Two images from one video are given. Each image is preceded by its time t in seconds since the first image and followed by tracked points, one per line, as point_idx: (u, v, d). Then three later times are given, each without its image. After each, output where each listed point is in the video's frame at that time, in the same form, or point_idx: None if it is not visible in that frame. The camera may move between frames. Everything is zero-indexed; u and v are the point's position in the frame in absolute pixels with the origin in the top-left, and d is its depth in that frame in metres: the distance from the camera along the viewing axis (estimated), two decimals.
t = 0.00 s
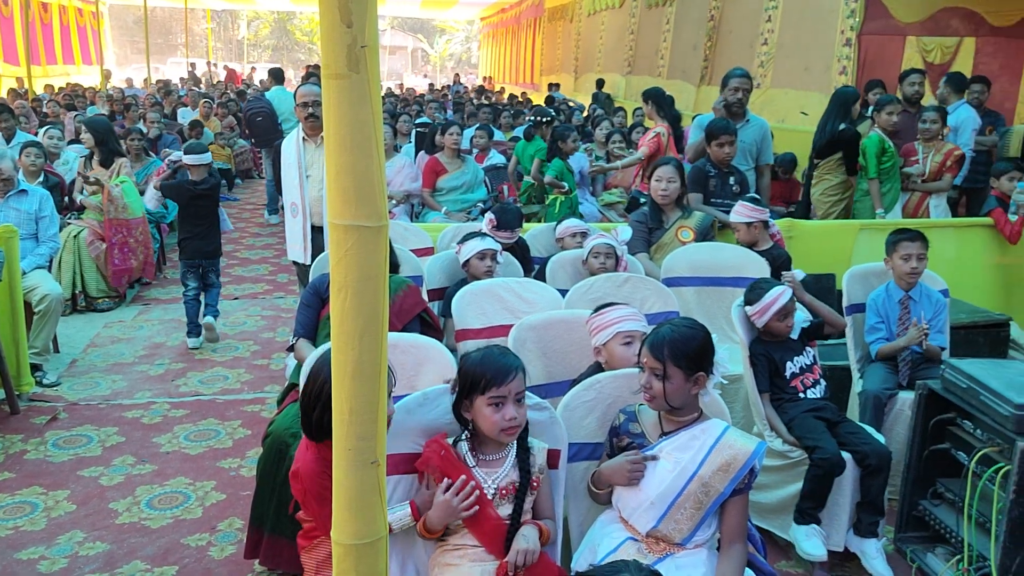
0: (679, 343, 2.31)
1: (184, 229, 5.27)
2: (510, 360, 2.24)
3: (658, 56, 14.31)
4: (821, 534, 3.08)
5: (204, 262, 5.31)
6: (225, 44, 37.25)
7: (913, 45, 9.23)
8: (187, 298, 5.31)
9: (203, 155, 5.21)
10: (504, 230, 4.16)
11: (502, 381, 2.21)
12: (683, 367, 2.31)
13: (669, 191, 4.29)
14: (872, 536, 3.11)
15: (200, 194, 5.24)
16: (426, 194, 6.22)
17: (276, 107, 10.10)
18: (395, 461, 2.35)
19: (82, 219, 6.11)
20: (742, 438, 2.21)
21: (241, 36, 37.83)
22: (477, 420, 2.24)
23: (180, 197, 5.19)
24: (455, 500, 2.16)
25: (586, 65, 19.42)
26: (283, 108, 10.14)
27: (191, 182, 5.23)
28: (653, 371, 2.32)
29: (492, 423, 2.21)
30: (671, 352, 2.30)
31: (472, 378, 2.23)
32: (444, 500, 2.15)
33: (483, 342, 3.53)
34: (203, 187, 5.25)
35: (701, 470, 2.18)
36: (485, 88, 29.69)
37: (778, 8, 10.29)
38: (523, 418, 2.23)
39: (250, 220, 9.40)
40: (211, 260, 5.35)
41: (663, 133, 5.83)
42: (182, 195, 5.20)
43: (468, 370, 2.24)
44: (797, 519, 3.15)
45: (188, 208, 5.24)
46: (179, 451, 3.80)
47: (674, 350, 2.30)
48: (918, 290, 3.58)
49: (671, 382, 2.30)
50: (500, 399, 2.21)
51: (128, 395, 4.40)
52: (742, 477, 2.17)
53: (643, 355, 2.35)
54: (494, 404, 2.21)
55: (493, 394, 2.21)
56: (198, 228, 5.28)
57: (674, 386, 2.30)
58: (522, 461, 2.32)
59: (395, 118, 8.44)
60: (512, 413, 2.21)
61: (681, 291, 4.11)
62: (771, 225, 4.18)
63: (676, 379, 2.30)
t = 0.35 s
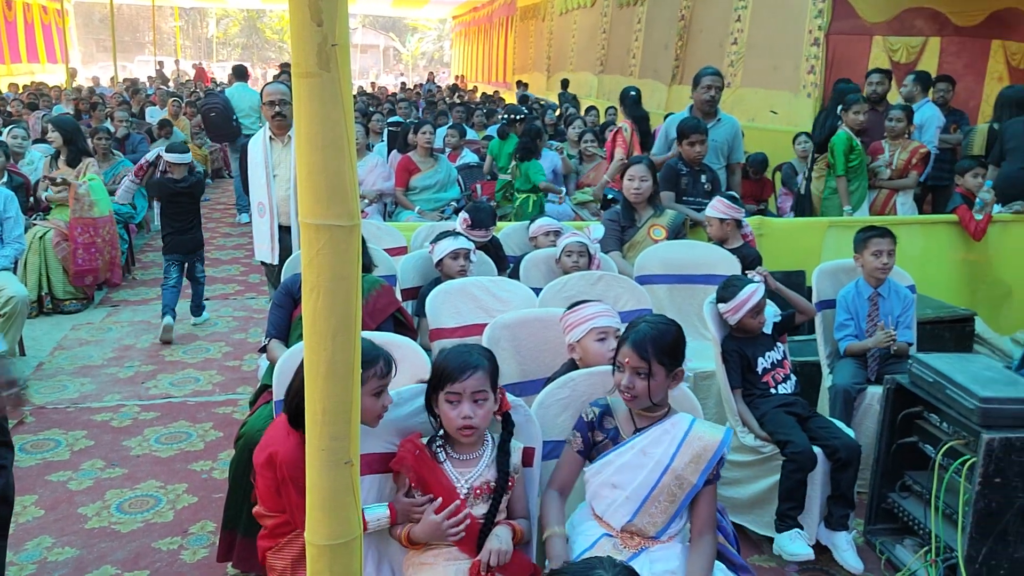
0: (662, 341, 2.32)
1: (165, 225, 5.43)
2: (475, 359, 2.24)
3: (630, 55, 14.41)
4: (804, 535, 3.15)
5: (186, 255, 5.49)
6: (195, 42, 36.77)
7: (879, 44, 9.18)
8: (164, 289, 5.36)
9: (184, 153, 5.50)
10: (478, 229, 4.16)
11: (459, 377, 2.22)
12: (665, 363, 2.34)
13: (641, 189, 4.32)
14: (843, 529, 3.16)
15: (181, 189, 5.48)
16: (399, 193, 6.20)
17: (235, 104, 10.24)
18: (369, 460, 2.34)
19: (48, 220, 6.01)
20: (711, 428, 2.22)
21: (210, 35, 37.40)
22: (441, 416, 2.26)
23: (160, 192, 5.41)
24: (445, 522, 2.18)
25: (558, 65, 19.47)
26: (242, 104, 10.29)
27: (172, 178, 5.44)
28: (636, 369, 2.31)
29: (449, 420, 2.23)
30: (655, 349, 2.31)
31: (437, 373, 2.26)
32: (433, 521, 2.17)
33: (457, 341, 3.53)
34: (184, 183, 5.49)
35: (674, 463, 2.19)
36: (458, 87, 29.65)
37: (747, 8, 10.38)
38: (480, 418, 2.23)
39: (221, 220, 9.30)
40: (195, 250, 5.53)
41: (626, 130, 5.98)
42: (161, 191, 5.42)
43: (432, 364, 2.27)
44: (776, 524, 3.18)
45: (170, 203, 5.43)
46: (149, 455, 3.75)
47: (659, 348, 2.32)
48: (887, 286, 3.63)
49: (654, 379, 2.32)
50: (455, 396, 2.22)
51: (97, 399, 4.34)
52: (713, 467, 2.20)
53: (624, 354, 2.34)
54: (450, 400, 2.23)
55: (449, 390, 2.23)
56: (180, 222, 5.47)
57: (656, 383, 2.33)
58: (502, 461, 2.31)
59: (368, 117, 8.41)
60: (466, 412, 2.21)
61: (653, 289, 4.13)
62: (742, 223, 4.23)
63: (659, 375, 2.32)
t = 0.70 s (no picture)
0: (633, 337, 2.35)
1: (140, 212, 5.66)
2: (436, 357, 2.25)
3: (601, 54, 14.49)
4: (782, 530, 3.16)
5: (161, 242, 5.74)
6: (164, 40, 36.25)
7: (846, 44, 9.42)
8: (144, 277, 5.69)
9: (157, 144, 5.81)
10: (452, 228, 4.16)
11: (416, 375, 2.23)
12: (636, 359, 2.36)
13: (614, 188, 4.34)
14: (814, 523, 3.20)
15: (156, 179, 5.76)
16: (372, 193, 6.17)
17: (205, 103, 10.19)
18: (342, 461, 2.32)
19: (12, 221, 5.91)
20: (679, 423, 2.24)
21: (178, 33, 36.94)
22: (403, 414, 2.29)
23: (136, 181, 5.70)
24: None
25: (530, 63, 19.51)
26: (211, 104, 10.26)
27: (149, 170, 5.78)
28: (608, 367, 2.32)
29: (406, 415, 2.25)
30: (626, 346, 2.33)
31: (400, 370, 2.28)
32: None
33: (431, 341, 3.52)
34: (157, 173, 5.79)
35: (647, 460, 2.20)
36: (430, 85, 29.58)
37: (717, 8, 10.46)
38: (435, 417, 2.22)
39: (191, 221, 9.21)
40: (167, 240, 5.76)
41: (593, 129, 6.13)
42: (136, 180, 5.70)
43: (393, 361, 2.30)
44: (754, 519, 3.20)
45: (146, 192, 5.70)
46: (119, 458, 3.70)
47: (630, 344, 2.34)
48: (854, 282, 3.69)
49: (627, 376, 2.33)
50: (413, 395, 2.24)
51: (65, 402, 4.28)
52: (683, 462, 2.22)
53: (595, 353, 2.34)
54: (409, 399, 2.25)
55: (409, 387, 2.25)
56: (153, 212, 5.70)
57: (629, 380, 2.33)
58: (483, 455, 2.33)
59: (339, 116, 8.37)
60: (421, 410, 2.22)
61: (625, 287, 4.15)
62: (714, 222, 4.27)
63: (631, 372, 2.33)
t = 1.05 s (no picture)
0: (614, 338, 2.39)
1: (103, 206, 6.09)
2: (423, 359, 2.24)
3: (573, 54, 14.55)
4: (735, 518, 3.19)
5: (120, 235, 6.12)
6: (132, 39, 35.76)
7: (815, 44, 9.52)
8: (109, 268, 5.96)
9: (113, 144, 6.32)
10: (427, 228, 4.15)
11: (405, 376, 2.21)
12: (615, 360, 2.40)
13: (587, 188, 4.36)
14: (786, 517, 3.24)
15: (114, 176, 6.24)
16: (344, 193, 6.14)
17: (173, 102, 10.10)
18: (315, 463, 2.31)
19: None
20: (646, 421, 2.24)
21: (147, 32, 36.47)
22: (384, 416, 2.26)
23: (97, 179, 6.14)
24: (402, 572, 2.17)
25: (502, 63, 19.53)
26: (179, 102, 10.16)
27: (106, 167, 6.23)
28: (588, 364, 2.35)
29: (391, 418, 2.23)
30: (608, 346, 2.38)
31: (383, 372, 2.24)
32: None
33: (406, 341, 3.52)
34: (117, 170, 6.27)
35: (614, 462, 2.20)
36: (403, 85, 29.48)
37: (687, 8, 10.53)
38: (421, 418, 2.22)
39: (160, 222, 9.12)
40: (127, 233, 6.15)
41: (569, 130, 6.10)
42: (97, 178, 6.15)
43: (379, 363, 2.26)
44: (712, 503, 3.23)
45: (107, 188, 6.14)
46: (88, 463, 3.65)
47: (611, 344, 2.38)
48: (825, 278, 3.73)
49: (605, 376, 2.37)
50: (398, 396, 2.22)
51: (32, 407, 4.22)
52: (652, 460, 2.22)
53: (577, 350, 2.36)
54: (394, 400, 2.22)
55: (394, 388, 2.23)
56: (114, 207, 6.14)
57: (606, 380, 2.38)
58: (454, 452, 2.30)
59: (311, 116, 8.32)
60: (408, 412, 2.21)
61: (599, 285, 4.17)
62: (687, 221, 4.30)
63: (609, 372, 2.37)
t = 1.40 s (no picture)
0: (563, 336, 2.31)
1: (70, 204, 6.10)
2: (418, 360, 2.23)
3: (547, 54, 14.60)
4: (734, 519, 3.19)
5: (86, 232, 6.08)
6: (100, 38, 35.19)
7: (786, 44, 9.69)
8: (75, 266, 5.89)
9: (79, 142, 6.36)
10: (403, 228, 4.14)
11: (402, 375, 2.19)
12: (563, 360, 2.31)
13: (563, 187, 4.37)
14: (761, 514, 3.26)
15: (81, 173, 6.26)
16: (318, 193, 6.11)
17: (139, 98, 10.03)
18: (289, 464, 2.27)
19: None
20: (605, 423, 2.23)
21: (116, 30, 35.98)
22: (371, 413, 2.23)
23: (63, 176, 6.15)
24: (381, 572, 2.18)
25: (477, 63, 19.55)
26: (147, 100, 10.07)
27: (73, 164, 6.26)
28: (530, 359, 2.29)
29: (383, 417, 2.20)
30: (553, 343, 2.29)
31: (372, 370, 2.21)
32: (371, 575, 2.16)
33: (381, 341, 3.51)
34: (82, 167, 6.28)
35: (577, 468, 2.19)
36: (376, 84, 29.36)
37: (661, 8, 10.59)
38: (414, 417, 2.22)
39: (130, 223, 9.01)
40: (94, 231, 6.12)
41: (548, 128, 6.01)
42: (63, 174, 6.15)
43: (372, 361, 2.22)
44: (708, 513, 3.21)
45: (72, 184, 6.16)
46: (58, 468, 3.60)
47: (557, 342, 2.30)
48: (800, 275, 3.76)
49: (547, 373, 2.29)
50: (394, 394, 2.19)
51: None
52: (615, 461, 2.22)
53: (523, 344, 2.31)
54: (389, 396, 2.19)
55: (391, 386, 2.19)
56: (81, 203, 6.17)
57: (550, 378, 2.29)
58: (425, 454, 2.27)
59: (284, 116, 8.28)
60: (403, 411, 2.20)
61: (575, 284, 4.19)
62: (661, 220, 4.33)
63: (552, 368, 2.29)
